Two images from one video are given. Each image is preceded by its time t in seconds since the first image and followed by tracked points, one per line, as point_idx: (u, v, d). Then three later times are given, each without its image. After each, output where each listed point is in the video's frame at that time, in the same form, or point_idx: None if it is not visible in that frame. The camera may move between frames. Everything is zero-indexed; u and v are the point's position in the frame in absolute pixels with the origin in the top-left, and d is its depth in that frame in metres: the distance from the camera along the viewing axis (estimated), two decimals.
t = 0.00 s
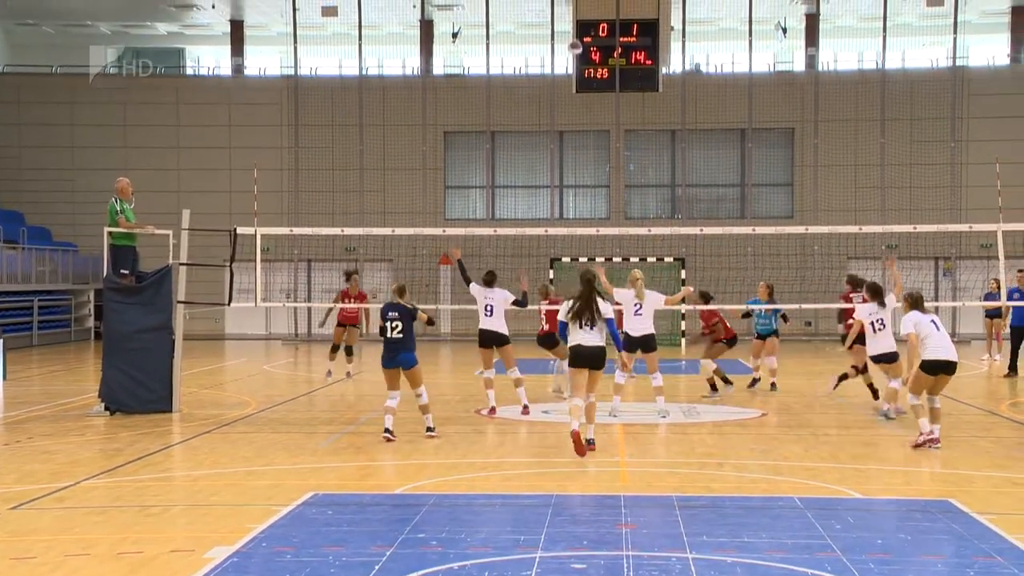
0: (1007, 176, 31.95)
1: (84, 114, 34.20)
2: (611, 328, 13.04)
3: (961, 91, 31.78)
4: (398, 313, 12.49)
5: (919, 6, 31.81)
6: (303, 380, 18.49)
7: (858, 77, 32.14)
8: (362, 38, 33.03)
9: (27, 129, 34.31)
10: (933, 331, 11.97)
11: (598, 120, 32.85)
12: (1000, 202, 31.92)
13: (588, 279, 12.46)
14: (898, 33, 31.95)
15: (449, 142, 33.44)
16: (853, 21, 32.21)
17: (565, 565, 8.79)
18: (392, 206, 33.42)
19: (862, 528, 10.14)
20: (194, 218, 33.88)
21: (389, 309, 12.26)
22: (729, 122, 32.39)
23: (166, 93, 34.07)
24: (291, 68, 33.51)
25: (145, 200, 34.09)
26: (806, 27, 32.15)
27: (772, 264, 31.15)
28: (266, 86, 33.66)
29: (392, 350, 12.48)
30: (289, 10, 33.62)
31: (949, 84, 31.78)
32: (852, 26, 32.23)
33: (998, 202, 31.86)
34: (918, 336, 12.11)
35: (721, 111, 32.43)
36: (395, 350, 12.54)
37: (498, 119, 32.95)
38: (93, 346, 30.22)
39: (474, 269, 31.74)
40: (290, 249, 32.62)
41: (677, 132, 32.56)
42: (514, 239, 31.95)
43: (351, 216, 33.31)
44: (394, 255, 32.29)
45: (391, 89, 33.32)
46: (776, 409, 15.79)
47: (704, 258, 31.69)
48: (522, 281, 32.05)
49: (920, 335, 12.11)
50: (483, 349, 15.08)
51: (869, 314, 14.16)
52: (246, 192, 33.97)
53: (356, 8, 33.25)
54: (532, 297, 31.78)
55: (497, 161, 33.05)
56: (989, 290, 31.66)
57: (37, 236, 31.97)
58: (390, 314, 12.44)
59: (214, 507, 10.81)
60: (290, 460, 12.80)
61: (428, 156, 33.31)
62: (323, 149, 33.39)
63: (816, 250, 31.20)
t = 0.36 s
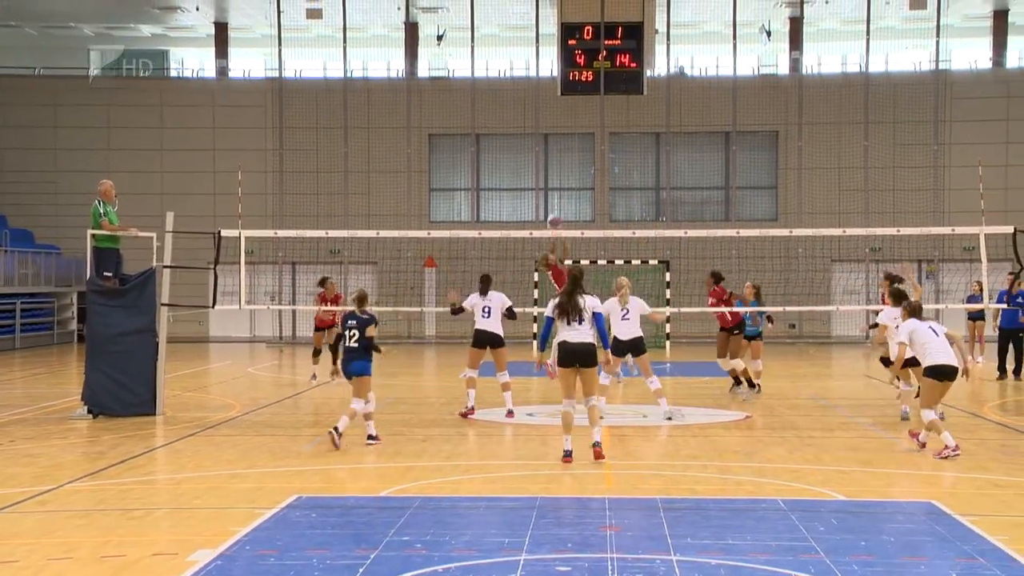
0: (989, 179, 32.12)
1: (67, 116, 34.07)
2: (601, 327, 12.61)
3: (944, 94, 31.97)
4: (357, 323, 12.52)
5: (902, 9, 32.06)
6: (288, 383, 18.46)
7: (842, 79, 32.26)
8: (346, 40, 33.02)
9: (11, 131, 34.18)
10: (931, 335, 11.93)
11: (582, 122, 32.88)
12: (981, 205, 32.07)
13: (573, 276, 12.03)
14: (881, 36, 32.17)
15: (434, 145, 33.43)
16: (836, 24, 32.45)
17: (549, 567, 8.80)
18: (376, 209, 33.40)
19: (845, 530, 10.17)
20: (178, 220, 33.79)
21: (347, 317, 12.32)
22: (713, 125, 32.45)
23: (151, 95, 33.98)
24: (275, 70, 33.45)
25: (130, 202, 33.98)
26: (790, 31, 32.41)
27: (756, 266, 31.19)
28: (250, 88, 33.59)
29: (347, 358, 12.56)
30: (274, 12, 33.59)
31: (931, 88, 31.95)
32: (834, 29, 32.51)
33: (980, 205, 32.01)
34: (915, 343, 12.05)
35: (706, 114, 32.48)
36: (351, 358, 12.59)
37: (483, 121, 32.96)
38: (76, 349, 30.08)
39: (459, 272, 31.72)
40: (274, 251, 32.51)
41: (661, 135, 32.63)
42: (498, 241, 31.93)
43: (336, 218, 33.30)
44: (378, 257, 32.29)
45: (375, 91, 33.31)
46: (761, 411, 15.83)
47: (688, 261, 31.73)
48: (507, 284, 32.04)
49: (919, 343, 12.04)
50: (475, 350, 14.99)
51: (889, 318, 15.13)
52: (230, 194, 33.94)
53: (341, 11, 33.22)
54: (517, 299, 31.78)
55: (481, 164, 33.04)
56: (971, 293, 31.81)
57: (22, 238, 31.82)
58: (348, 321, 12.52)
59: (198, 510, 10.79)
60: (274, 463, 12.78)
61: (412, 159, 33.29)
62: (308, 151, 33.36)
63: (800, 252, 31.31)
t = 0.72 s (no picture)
0: (974, 181, 32.24)
1: (52, 117, 33.97)
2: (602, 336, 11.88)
3: (928, 96, 32.06)
4: (314, 319, 12.46)
5: (887, 11, 32.17)
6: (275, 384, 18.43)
7: (827, 81, 32.35)
8: (332, 41, 32.96)
9: None
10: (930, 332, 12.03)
11: (568, 123, 32.91)
12: (966, 207, 32.18)
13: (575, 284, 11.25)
14: (867, 38, 32.17)
15: (419, 145, 33.40)
16: (821, 25, 32.54)
17: (535, 567, 8.79)
18: (362, 210, 33.36)
19: (830, 530, 10.19)
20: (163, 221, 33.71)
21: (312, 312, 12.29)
22: (699, 126, 32.49)
23: (138, 96, 33.92)
24: (260, 70, 33.37)
25: (116, 203, 33.90)
26: (775, 32, 32.43)
27: (742, 267, 31.26)
28: (236, 89, 33.52)
29: (299, 355, 12.35)
30: (260, 13, 33.51)
31: (916, 90, 32.05)
32: (820, 30, 32.57)
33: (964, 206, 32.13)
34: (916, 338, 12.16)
35: (692, 115, 32.53)
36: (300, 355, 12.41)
37: (469, 122, 32.97)
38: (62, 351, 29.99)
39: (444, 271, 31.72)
40: (260, 253, 32.42)
41: (647, 136, 32.67)
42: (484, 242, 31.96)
43: (322, 219, 33.29)
44: (364, 258, 32.26)
45: (361, 92, 33.26)
46: (747, 412, 15.88)
47: (674, 262, 31.76)
48: (493, 285, 32.05)
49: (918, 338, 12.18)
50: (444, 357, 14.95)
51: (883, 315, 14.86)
52: (216, 195, 33.88)
53: (326, 12, 33.15)
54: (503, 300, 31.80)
55: (467, 165, 33.06)
56: (955, 295, 31.96)
57: (8, 238, 31.69)
58: (305, 316, 12.40)
59: (183, 512, 10.76)
60: (260, 464, 12.76)
61: (398, 160, 33.27)
62: (294, 152, 33.29)
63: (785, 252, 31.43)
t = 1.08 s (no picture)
0: (974, 181, 32.25)
1: (51, 118, 33.97)
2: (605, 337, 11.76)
3: (928, 97, 32.06)
4: (259, 322, 11.93)
5: (887, 12, 32.09)
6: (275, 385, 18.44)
7: (827, 82, 32.36)
8: (332, 42, 32.96)
9: None
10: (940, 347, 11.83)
11: (568, 124, 32.92)
12: (965, 208, 32.18)
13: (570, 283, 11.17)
14: (867, 39, 32.17)
15: (419, 146, 33.40)
16: (821, 26, 32.51)
17: (535, 568, 8.79)
18: (363, 211, 33.32)
19: (831, 531, 10.19)
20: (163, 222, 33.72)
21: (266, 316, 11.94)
22: (699, 127, 32.51)
23: (137, 96, 33.91)
24: (260, 71, 33.38)
25: (116, 204, 33.91)
26: (775, 33, 32.40)
27: (742, 268, 31.29)
28: (236, 89, 33.51)
29: (242, 360, 11.84)
30: (259, 14, 33.46)
31: (915, 91, 32.06)
32: (820, 31, 32.52)
33: (964, 207, 32.16)
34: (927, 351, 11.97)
35: (691, 116, 32.56)
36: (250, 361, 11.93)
37: (469, 122, 32.98)
38: (61, 351, 30.00)
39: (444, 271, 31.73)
40: (261, 253, 32.44)
41: (648, 137, 32.69)
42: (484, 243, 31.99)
43: (322, 220, 33.29)
44: (364, 258, 32.26)
45: (361, 93, 33.27)
46: (747, 413, 15.88)
47: (674, 262, 31.76)
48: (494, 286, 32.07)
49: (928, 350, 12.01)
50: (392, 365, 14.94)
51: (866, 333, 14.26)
52: (216, 196, 33.89)
53: (326, 12, 33.14)
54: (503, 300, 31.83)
55: (467, 165, 33.10)
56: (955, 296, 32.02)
57: (7, 239, 31.70)
58: (247, 321, 11.82)
59: (183, 512, 10.76)
60: (260, 465, 12.75)
61: (398, 160, 33.27)
62: (293, 152, 33.29)
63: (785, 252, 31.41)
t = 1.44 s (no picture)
0: (973, 182, 32.24)
1: (51, 118, 33.97)
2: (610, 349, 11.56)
3: (928, 98, 32.05)
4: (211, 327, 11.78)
5: (886, 13, 32.22)
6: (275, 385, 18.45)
7: (826, 82, 32.35)
8: (332, 43, 33.00)
9: None
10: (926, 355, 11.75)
11: (567, 124, 32.91)
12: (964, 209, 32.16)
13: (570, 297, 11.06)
14: (866, 40, 32.24)
15: (419, 146, 33.39)
16: (821, 28, 32.51)
17: (535, 569, 8.79)
18: (362, 211, 33.30)
19: (831, 531, 10.19)
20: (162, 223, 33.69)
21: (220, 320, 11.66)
22: (699, 128, 32.52)
23: (136, 97, 33.89)
24: (259, 72, 33.41)
25: (116, 204, 33.92)
26: (774, 34, 32.45)
27: (741, 269, 31.30)
28: (235, 90, 33.48)
29: (187, 359, 11.51)
30: (259, 14, 33.49)
31: (915, 92, 32.04)
32: (820, 32, 32.54)
33: (963, 208, 32.17)
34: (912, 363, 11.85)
35: (691, 117, 32.57)
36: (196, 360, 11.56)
37: (468, 123, 32.97)
38: (60, 353, 29.99)
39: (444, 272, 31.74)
40: (260, 254, 32.43)
41: (647, 138, 32.68)
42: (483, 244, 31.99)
43: (322, 220, 33.27)
44: (363, 259, 32.25)
45: (360, 94, 33.25)
46: (747, 413, 15.89)
47: (673, 262, 31.76)
48: (493, 286, 32.08)
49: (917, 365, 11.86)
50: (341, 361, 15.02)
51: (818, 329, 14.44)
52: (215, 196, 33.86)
53: (326, 13, 33.18)
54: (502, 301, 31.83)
55: (467, 166, 33.11)
56: (954, 296, 32.03)
57: (6, 239, 31.70)
58: (198, 324, 11.72)
59: (183, 513, 10.76)
60: (259, 466, 12.77)
61: (398, 160, 33.23)
62: (292, 152, 33.25)
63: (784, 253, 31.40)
